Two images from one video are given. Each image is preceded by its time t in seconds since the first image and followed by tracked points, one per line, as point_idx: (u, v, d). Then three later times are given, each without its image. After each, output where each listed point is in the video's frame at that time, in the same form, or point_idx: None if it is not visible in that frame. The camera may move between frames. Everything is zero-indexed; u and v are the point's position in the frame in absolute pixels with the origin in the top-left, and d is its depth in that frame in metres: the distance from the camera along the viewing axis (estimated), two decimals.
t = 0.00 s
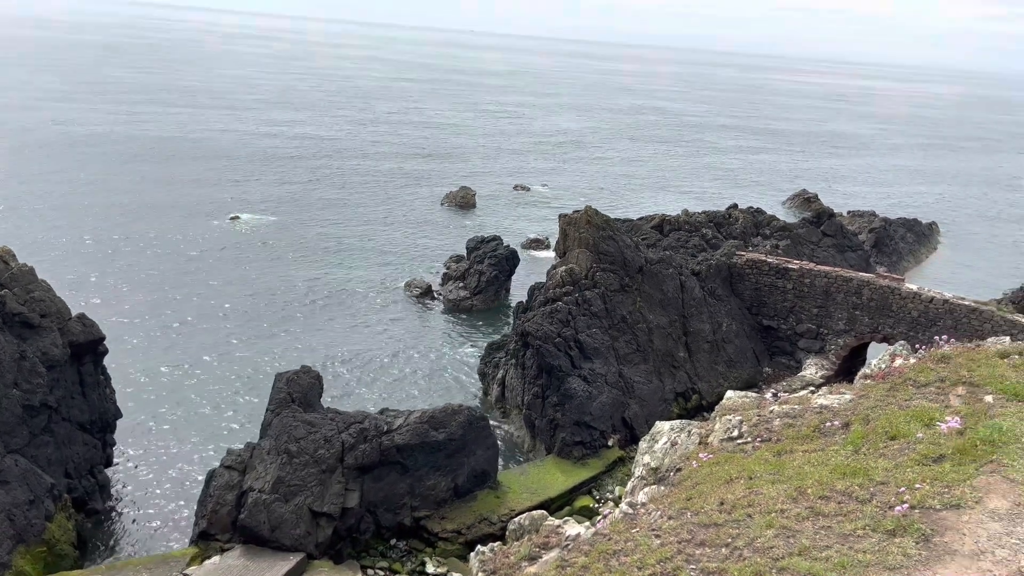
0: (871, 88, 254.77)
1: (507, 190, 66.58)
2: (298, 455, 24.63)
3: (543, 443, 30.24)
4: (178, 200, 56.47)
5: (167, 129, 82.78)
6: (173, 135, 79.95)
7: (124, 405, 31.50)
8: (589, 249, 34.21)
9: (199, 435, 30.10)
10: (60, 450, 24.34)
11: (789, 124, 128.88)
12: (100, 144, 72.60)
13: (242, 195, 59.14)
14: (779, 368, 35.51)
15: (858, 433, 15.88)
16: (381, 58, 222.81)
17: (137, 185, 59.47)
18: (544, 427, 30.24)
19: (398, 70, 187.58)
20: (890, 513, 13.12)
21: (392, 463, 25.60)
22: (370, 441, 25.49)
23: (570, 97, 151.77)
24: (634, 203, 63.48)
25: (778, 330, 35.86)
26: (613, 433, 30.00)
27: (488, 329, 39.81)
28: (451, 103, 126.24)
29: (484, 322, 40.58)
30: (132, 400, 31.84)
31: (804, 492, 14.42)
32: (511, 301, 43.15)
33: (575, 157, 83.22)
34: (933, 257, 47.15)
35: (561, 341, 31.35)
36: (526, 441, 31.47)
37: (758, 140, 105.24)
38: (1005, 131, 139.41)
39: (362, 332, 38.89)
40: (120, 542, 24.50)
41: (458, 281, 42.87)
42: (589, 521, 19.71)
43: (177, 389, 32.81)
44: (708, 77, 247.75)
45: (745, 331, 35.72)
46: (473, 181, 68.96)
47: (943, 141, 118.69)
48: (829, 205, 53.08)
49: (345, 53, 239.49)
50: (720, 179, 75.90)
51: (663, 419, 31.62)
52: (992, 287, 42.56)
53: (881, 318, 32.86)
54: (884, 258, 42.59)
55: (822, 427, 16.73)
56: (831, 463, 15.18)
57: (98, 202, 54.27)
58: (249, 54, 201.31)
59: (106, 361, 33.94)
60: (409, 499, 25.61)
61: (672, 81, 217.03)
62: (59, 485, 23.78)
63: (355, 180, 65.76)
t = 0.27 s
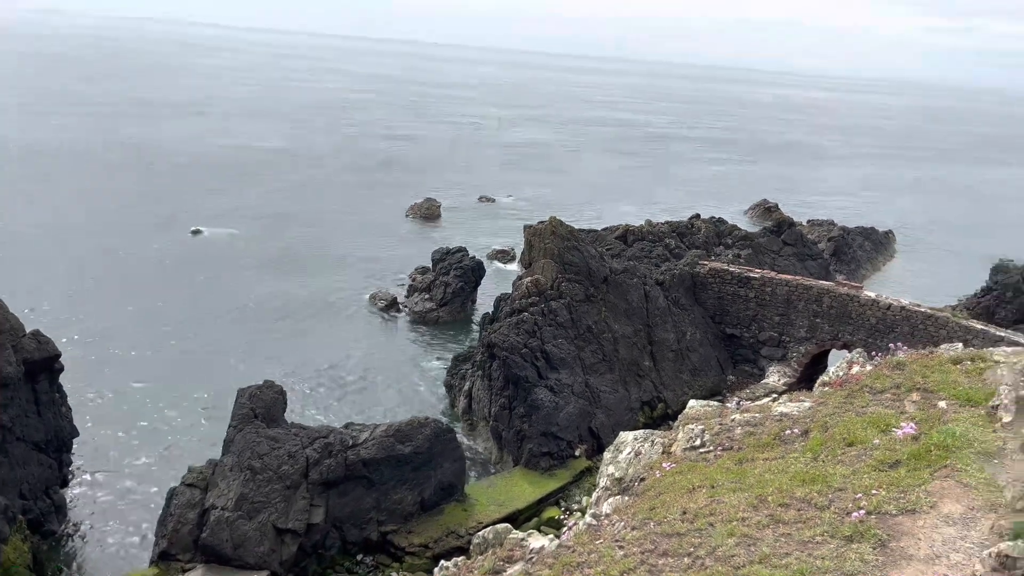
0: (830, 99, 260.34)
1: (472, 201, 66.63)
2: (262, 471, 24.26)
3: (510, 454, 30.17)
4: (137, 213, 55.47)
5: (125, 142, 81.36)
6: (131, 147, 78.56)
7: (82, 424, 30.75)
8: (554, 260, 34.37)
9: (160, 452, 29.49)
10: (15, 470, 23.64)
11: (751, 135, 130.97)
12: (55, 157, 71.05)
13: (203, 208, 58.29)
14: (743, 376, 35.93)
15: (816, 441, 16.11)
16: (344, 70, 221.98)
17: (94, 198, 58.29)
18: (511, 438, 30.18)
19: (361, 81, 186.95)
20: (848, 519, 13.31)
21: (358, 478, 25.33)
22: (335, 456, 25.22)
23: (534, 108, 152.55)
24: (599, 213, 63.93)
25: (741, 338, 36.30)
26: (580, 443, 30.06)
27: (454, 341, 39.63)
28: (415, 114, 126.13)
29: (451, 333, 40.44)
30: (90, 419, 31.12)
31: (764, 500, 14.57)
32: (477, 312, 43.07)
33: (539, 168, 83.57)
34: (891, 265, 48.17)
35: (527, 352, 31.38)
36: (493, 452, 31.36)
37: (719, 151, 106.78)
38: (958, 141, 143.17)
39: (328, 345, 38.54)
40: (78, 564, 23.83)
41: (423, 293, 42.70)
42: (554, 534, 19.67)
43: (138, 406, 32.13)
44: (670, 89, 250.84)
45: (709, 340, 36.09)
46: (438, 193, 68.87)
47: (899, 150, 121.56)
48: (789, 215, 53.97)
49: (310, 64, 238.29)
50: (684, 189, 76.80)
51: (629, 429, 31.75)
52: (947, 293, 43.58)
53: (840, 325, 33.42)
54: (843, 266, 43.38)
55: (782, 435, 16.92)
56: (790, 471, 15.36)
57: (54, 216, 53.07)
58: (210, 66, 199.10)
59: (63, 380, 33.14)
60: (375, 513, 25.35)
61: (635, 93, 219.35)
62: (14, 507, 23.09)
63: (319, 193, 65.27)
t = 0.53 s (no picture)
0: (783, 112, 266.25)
1: (432, 214, 66.54)
2: (218, 491, 23.71)
3: (472, 468, 30.04)
4: (89, 229, 54.25)
5: (76, 156, 79.62)
6: (83, 162, 76.91)
7: (31, 447, 29.88)
8: (515, 272, 34.39)
9: (113, 474, 28.75)
10: None
11: (708, 147, 133.13)
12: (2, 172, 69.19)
13: (158, 223, 57.26)
14: (702, 385, 36.35)
15: (771, 450, 16.31)
16: (302, 83, 220.47)
17: (45, 214, 56.90)
18: (473, 452, 30.06)
19: (320, 94, 185.79)
20: (800, 528, 13.49)
21: (318, 496, 24.93)
22: (294, 474, 24.80)
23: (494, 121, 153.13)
24: (559, 225, 64.35)
25: (700, 348, 36.75)
26: (542, 456, 30.08)
27: (415, 355, 39.42)
28: (374, 127, 125.70)
29: (412, 348, 40.19)
30: (40, 441, 30.25)
31: (720, 510, 14.69)
32: (438, 325, 42.90)
33: (499, 180, 83.80)
34: (844, 274, 49.25)
35: (488, 365, 31.31)
36: (454, 466, 31.16)
37: (677, 163, 108.32)
38: (907, 152, 147.25)
39: (287, 361, 38.04)
40: None
41: (383, 307, 42.42)
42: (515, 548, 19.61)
43: (90, 427, 31.33)
44: (628, 102, 253.86)
45: (668, 350, 36.45)
46: (398, 206, 68.63)
47: (851, 162, 124.66)
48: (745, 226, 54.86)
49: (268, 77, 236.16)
50: (643, 201, 77.72)
51: (591, 440, 31.88)
52: (898, 301, 44.66)
53: (796, 334, 33.98)
54: (798, 276, 44.20)
55: (737, 445, 17.10)
56: (746, 481, 15.51)
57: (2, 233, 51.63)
58: (164, 78, 196.18)
59: (11, 402, 32.20)
60: (336, 532, 25.00)
61: (594, 106, 221.67)
62: None
63: (277, 207, 64.59)
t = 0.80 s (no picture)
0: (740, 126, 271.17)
1: (392, 228, 66.26)
2: (173, 512, 23.26)
3: (434, 483, 29.81)
4: (38, 245, 52.90)
5: (25, 171, 77.68)
6: (31, 177, 75.04)
7: None
8: (475, 285, 34.32)
9: (63, 496, 27.94)
10: None
11: (666, 160, 134.90)
12: None
13: (110, 239, 56.10)
14: (662, 395, 36.65)
15: (723, 460, 16.45)
16: (261, 97, 218.42)
17: None
18: (434, 467, 29.84)
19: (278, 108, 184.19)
20: (751, 537, 13.61)
21: (276, 515, 24.48)
22: (251, 493, 24.32)
23: (455, 135, 153.33)
24: (518, 239, 64.53)
25: (660, 359, 37.07)
26: (504, 469, 30.01)
27: (374, 371, 39.05)
28: (334, 141, 124.98)
29: (371, 363, 39.86)
30: None
31: (673, 521, 14.75)
32: (398, 339, 42.63)
33: (459, 194, 83.84)
34: (798, 283, 50.13)
35: (449, 379, 31.14)
36: (416, 482, 30.87)
37: (636, 176, 109.54)
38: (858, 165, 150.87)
39: (244, 378, 37.45)
40: None
41: (342, 322, 42.02)
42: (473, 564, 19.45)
43: (40, 449, 30.43)
44: (588, 116, 256.28)
45: (629, 361, 36.69)
46: (357, 220, 68.21)
47: (804, 174, 127.33)
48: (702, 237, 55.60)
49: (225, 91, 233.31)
50: (602, 213, 78.36)
51: (553, 452, 31.90)
52: (851, 310, 45.59)
53: (752, 343, 34.46)
54: (754, 286, 44.85)
55: (691, 455, 17.20)
56: (699, 491, 15.60)
57: None
58: (117, 92, 192.72)
59: None
60: (294, 551, 24.62)
61: (554, 120, 223.29)
62: None
63: (233, 221, 63.76)
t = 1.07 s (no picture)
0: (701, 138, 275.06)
1: (352, 241, 65.84)
2: (127, 535, 22.39)
3: (396, 499, 29.51)
4: None
5: None
6: None
7: None
8: (437, 298, 34.11)
9: (12, 519, 27.03)
10: None
11: (628, 173, 136.14)
12: None
13: (62, 255, 54.84)
14: (625, 406, 36.78)
15: (678, 471, 16.51)
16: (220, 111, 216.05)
17: None
18: (397, 482, 29.53)
19: (238, 121, 182.27)
20: (704, 549, 13.63)
21: (234, 534, 24.02)
22: (209, 513, 23.80)
23: (417, 148, 153.18)
24: (480, 251, 64.53)
25: (622, 369, 37.25)
26: (468, 483, 29.87)
27: (335, 386, 38.62)
28: (294, 155, 123.98)
29: (332, 378, 39.45)
30: None
31: (629, 533, 14.72)
32: (360, 354, 42.27)
33: (421, 207, 83.65)
34: (757, 293, 50.83)
35: (412, 394, 30.86)
36: (378, 498, 30.48)
37: (597, 188, 110.40)
38: (815, 176, 153.83)
39: (202, 396, 36.74)
40: None
41: (302, 337, 41.53)
42: None
43: None
44: (551, 129, 257.90)
45: (591, 371, 36.80)
46: (317, 234, 67.65)
47: (763, 186, 129.48)
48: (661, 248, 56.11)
49: (184, 104, 230.34)
50: (564, 225, 78.77)
51: (517, 465, 31.83)
52: (808, 318, 46.35)
53: (713, 353, 34.78)
54: (714, 296, 45.36)
55: (647, 467, 17.25)
56: (654, 503, 15.61)
57: None
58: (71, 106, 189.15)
59: None
60: (254, 571, 24.23)
61: (516, 133, 224.34)
62: None
63: (190, 236, 62.81)
